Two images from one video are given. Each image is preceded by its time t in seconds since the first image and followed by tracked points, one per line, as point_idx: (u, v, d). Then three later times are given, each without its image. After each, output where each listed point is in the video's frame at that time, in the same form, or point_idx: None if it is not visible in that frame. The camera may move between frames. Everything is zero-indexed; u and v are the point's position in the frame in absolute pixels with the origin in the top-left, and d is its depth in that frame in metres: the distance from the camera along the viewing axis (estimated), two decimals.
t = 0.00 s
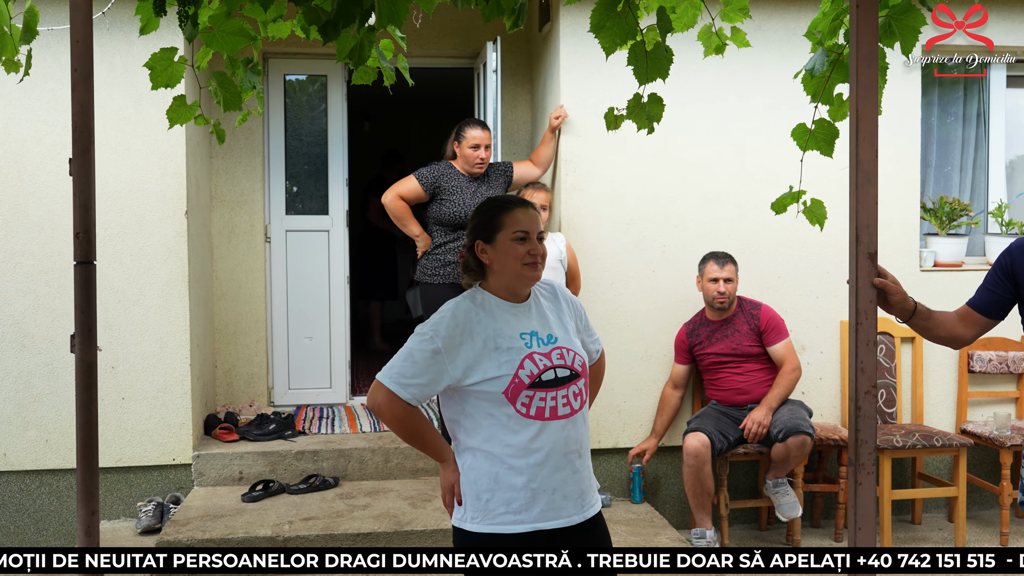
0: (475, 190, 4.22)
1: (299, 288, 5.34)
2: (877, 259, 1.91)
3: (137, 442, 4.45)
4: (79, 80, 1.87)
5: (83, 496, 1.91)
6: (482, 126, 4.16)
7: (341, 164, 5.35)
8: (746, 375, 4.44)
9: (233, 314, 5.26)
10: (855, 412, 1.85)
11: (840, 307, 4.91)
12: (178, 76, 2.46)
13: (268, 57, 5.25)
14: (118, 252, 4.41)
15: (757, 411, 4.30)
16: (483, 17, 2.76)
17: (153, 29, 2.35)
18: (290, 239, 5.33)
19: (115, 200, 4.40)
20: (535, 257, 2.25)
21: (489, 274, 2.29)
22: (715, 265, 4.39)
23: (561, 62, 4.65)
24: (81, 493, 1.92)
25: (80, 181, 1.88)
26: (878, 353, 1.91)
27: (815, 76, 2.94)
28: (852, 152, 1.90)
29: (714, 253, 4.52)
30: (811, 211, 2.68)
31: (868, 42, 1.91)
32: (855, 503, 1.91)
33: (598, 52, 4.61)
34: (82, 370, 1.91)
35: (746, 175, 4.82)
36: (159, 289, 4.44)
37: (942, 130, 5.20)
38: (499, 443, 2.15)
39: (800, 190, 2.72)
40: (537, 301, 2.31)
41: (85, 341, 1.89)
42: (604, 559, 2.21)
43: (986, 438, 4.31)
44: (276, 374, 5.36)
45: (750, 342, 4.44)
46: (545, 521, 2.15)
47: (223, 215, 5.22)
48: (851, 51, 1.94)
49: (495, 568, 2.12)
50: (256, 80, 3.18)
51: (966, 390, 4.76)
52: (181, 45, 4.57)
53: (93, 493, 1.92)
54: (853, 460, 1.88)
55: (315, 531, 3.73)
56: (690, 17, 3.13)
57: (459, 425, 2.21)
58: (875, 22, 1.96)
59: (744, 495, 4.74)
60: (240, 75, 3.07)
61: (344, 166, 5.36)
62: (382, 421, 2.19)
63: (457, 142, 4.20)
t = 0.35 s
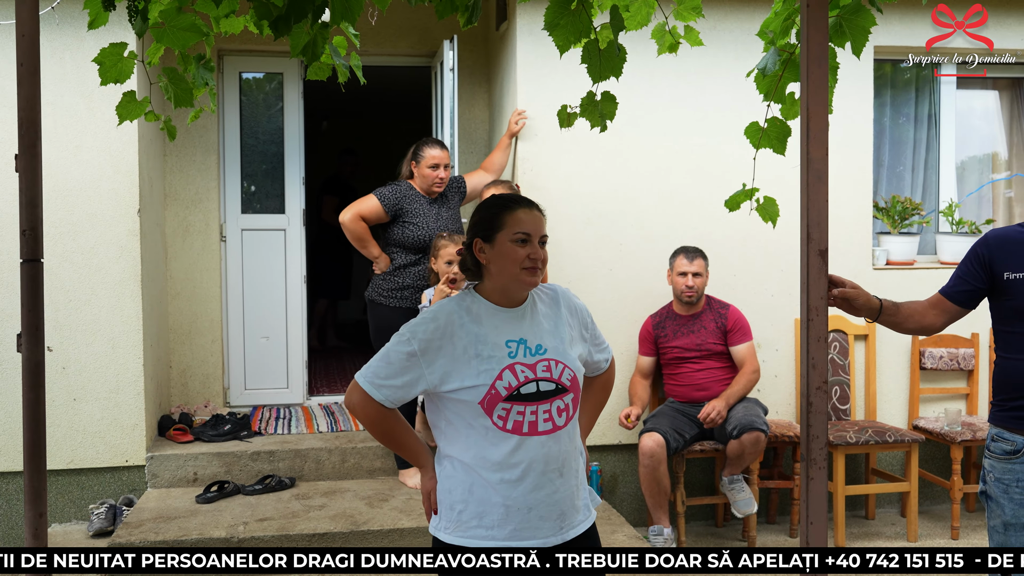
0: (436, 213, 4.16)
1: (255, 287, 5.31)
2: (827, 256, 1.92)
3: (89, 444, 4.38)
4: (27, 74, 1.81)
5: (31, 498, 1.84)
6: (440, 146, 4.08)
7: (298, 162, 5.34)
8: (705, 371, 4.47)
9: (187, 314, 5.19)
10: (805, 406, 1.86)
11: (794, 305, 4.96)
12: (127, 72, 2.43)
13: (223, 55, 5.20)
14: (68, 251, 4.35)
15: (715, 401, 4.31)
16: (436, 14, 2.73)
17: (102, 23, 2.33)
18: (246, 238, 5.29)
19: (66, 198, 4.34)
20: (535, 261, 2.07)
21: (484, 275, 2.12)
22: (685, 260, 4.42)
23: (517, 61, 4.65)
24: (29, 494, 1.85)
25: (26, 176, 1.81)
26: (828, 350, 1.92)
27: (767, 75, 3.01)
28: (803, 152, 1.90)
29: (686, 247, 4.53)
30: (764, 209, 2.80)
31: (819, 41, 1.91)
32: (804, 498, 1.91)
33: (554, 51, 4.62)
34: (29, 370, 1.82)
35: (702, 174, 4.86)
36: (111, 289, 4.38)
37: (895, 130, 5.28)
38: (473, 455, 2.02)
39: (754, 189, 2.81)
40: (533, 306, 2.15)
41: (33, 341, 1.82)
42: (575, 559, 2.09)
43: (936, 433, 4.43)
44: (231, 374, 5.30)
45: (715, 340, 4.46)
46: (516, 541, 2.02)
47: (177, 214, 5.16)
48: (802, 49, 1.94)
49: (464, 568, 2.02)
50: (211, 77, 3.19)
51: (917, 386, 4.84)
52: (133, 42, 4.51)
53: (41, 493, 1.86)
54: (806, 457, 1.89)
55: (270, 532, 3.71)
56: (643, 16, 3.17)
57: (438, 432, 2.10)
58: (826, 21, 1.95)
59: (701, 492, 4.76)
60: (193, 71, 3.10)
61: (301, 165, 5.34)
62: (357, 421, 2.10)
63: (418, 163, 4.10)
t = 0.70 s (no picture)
0: (383, 214, 4.16)
1: (209, 286, 5.28)
2: (777, 253, 1.95)
3: (38, 445, 4.32)
4: None
5: None
6: (388, 147, 4.12)
7: (253, 159, 5.34)
8: (665, 368, 4.46)
9: (139, 313, 5.14)
10: (755, 401, 1.91)
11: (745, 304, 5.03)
12: (76, 68, 2.42)
13: (175, 51, 5.16)
14: (17, 250, 4.28)
15: (670, 401, 4.32)
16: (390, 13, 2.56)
17: (50, 18, 2.33)
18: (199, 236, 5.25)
19: (15, 195, 4.27)
20: (569, 264, 1.98)
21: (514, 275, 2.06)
22: (653, 256, 4.43)
23: (473, 58, 4.65)
24: None
25: None
26: (779, 347, 1.95)
27: (720, 75, 3.06)
28: (754, 150, 1.93)
29: (655, 243, 4.54)
30: (715, 209, 2.88)
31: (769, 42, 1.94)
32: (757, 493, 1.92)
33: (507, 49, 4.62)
34: None
35: (657, 174, 4.90)
36: (61, 288, 4.32)
37: (846, 131, 5.36)
38: (481, 464, 1.93)
39: (706, 189, 2.90)
40: (564, 314, 2.06)
41: None
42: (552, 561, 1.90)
43: (885, 429, 4.45)
44: (185, 374, 5.26)
45: (679, 337, 4.48)
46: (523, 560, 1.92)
47: (129, 212, 5.10)
48: (754, 48, 1.97)
49: (435, 568, 1.93)
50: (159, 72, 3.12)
51: (868, 385, 4.95)
52: (82, 37, 4.46)
53: None
54: (756, 452, 1.92)
55: (223, 532, 3.68)
56: (596, 16, 3.17)
57: (450, 438, 2.01)
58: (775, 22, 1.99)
59: (655, 489, 4.79)
60: (140, 67, 2.96)
61: (256, 164, 5.33)
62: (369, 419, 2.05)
63: (365, 164, 4.12)
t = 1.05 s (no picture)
0: (334, 212, 4.23)
1: (161, 287, 5.27)
2: (723, 250, 2.02)
3: None
4: None
5: None
6: (341, 147, 4.18)
7: (203, 158, 5.34)
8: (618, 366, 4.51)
9: (88, 314, 5.10)
10: (703, 397, 1.97)
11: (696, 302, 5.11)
12: (19, 64, 2.40)
13: (125, 50, 5.16)
14: None
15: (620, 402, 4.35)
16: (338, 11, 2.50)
17: None
18: (150, 236, 5.24)
19: None
20: (567, 261, 2.01)
21: (509, 273, 2.08)
22: (610, 254, 4.45)
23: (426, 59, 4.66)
24: None
25: None
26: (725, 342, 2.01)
27: (669, 76, 3.11)
28: (700, 147, 1.97)
29: (610, 241, 4.57)
30: (665, 206, 2.98)
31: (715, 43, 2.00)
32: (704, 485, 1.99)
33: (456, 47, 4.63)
34: None
35: (610, 174, 4.95)
36: (7, 287, 4.25)
37: (795, 132, 5.45)
38: (494, 463, 1.95)
39: (655, 187, 2.96)
40: (558, 312, 2.11)
41: None
42: (538, 560, 1.93)
43: (832, 424, 4.65)
44: (136, 375, 5.23)
45: (633, 335, 4.53)
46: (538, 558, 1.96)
47: (78, 212, 5.07)
48: (699, 50, 2.03)
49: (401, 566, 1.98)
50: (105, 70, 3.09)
51: (816, 379, 5.14)
52: (29, 33, 4.39)
53: None
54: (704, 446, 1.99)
55: (173, 533, 3.67)
56: (545, 15, 3.14)
57: (453, 440, 2.01)
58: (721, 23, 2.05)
59: (609, 486, 4.85)
60: (87, 64, 2.96)
61: (207, 163, 5.35)
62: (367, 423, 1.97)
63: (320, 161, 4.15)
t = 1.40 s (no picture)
0: (279, 215, 4.25)
1: (101, 289, 5.30)
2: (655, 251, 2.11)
3: None
4: None
5: None
6: (291, 153, 4.22)
7: (145, 159, 5.42)
8: (561, 365, 4.58)
9: (27, 316, 5.12)
10: (638, 396, 2.02)
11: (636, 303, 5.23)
12: None
13: (64, 50, 5.19)
14: None
15: (562, 402, 4.44)
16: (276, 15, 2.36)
17: None
18: (89, 238, 5.28)
19: None
20: (521, 265, 2.03)
21: (462, 277, 2.07)
22: (553, 256, 4.55)
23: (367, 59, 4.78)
24: None
25: None
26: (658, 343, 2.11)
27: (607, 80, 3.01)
28: (636, 152, 2.07)
29: (554, 242, 4.67)
30: (604, 209, 2.87)
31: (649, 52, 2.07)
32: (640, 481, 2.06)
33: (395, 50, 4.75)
34: None
35: (549, 176, 5.07)
36: None
37: (735, 135, 5.56)
38: (473, 469, 1.94)
39: (595, 190, 2.92)
40: (502, 318, 2.13)
41: None
42: (513, 559, 1.94)
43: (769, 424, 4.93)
44: (76, 379, 5.25)
45: (575, 335, 4.60)
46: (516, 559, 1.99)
47: (15, 213, 5.10)
48: (635, 57, 2.10)
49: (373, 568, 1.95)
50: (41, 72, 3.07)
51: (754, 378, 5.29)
52: None
53: None
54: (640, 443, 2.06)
55: (114, 538, 3.69)
56: (484, 19, 3.06)
57: (425, 448, 1.96)
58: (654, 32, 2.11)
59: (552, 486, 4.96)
60: (23, 66, 2.95)
61: (148, 165, 5.41)
62: (354, 442, 1.83)
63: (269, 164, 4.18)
